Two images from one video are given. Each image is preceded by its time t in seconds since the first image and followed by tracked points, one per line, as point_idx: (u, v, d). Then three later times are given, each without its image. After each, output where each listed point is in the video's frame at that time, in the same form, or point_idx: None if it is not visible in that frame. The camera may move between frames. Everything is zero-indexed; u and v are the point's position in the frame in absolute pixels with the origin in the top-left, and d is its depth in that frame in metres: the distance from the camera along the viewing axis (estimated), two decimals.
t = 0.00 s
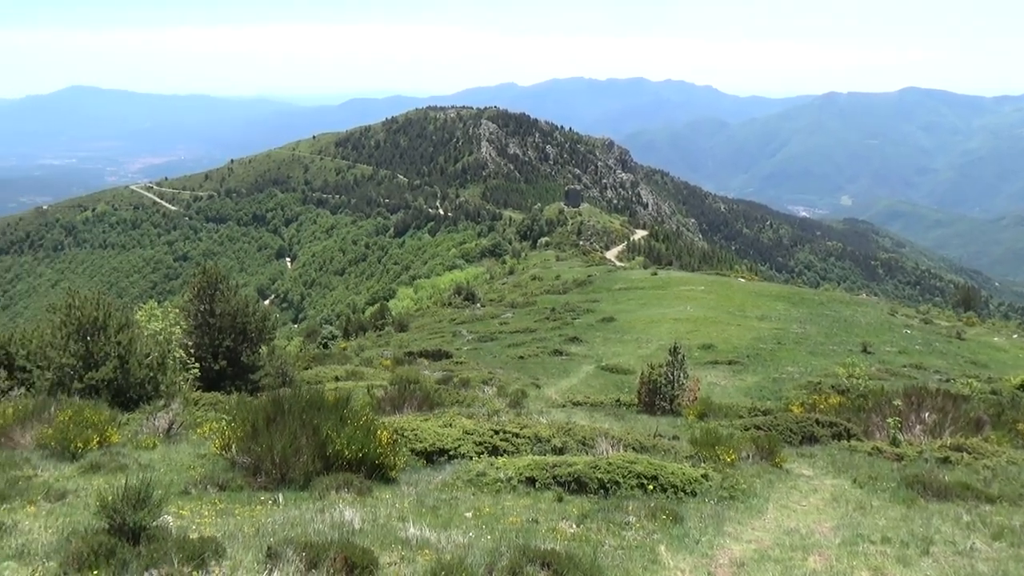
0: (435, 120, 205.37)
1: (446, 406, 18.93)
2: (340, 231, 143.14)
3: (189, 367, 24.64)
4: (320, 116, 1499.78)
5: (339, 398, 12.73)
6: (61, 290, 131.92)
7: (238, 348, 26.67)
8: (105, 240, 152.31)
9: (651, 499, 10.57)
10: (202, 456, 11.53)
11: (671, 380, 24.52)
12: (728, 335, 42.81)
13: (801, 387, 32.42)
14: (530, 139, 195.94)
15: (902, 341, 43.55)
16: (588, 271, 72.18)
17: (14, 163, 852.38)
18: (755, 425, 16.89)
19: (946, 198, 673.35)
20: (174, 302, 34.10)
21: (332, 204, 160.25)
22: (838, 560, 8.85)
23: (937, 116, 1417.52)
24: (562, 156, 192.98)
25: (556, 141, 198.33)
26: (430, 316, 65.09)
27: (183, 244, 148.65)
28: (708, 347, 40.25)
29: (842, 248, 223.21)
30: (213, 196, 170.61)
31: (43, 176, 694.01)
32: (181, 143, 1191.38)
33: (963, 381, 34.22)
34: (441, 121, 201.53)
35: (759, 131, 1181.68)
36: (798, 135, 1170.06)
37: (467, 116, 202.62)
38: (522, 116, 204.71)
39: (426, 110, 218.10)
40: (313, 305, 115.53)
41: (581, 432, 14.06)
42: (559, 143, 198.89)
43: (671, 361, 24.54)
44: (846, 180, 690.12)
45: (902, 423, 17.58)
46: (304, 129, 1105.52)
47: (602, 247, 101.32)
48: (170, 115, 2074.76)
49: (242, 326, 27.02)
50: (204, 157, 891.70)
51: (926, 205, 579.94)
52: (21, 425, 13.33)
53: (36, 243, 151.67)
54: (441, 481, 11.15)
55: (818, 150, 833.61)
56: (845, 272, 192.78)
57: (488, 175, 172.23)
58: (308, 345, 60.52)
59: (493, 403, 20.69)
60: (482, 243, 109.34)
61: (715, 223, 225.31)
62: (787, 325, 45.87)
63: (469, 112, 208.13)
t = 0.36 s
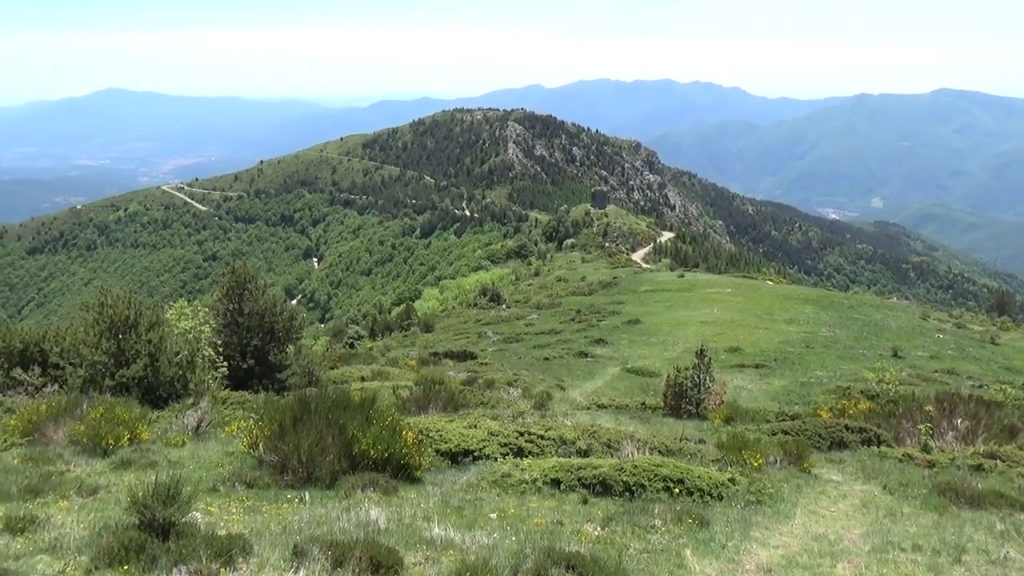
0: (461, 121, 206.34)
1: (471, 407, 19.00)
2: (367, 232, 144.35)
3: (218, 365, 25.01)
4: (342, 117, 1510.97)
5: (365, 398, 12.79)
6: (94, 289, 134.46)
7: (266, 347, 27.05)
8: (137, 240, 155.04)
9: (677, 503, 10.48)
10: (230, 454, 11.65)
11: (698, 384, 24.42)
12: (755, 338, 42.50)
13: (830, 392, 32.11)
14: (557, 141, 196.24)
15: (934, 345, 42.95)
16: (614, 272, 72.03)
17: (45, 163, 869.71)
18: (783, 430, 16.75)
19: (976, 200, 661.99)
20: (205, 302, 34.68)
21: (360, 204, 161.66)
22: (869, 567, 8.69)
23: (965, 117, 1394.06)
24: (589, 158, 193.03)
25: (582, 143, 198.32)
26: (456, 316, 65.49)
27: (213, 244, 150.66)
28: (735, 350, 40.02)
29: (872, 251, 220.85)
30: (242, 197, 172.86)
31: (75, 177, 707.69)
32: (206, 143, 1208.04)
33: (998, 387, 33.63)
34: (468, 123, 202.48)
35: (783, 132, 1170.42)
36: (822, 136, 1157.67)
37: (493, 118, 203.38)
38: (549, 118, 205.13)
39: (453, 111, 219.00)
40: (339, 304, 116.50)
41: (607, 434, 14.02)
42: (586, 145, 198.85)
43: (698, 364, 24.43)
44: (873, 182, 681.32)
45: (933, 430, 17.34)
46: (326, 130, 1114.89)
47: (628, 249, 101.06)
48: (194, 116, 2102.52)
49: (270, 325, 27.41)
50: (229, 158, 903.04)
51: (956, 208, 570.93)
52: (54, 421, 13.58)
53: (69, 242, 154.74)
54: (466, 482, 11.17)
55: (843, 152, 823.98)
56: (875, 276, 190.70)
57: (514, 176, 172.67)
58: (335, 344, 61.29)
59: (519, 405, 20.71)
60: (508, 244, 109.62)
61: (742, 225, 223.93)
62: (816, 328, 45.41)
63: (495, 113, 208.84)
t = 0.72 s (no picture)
0: (488, 122, 206.91)
1: (495, 408, 19.01)
2: (394, 233, 145.20)
3: (246, 364, 25.37)
4: (364, 118, 1519.75)
5: (391, 399, 12.85)
6: (125, 288, 136.64)
7: (293, 347, 27.50)
8: (167, 240, 157.24)
9: (704, 507, 10.39)
10: (257, 453, 11.74)
11: (724, 389, 24.31)
12: (783, 342, 42.13)
13: (860, 397, 31.71)
14: (583, 142, 196.08)
15: (967, 351, 42.25)
16: (640, 274, 71.74)
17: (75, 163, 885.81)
18: (811, 435, 16.56)
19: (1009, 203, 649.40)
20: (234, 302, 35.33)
21: (387, 205, 162.68)
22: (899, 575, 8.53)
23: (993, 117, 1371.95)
24: (615, 159, 192.63)
25: (609, 144, 197.96)
26: (481, 317, 65.79)
27: (241, 245, 152.23)
28: (763, 353, 39.76)
29: (903, 255, 217.96)
30: (271, 197, 174.53)
31: (106, 177, 719.84)
32: (230, 145, 1222.78)
33: None
34: (495, 125, 203.02)
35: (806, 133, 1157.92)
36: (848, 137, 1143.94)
37: (520, 119, 203.73)
38: (575, 119, 205.06)
39: (479, 113, 219.35)
40: (365, 305, 117.16)
41: (632, 438, 13.95)
42: (613, 146, 198.42)
43: (725, 368, 24.35)
44: (901, 184, 671.58)
45: (966, 437, 17.09)
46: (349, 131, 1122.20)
47: (654, 251, 100.61)
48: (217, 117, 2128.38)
49: (297, 325, 27.89)
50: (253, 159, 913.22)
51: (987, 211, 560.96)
52: (86, 418, 13.83)
53: (102, 241, 157.42)
54: (491, 483, 11.17)
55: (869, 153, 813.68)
56: (906, 280, 188.11)
57: (541, 177, 172.53)
58: (361, 344, 61.98)
59: (544, 407, 20.69)
60: (534, 246, 109.60)
61: (771, 227, 222.14)
62: (846, 332, 44.90)
63: (522, 115, 209.05)
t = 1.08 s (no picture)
0: (515, 124, 207.28)
1: (521, 410, 19.04)
2: (421, 234, 146.00)
3: (274, 364, 26.48)
4: (384, 120, 1528.85)
5: (416, 399, 12.91)
6: (155, 288, 138.72)
7: (320, 347, 28.57)
8: (197, 240, 159.39)
9: (731, 512, 10.28)
10: (284, 452, 11.85)
11: (751, 392, 24.26)
12: (812, 346, 41.80)
13: (889, 402, 31.42)
14: (610, 144, 195.87)
15: (1002, 356, 41.59)
16: (667, 277, 71.51)
17: (103, 163, 900.64)
18: (840, 441, 16.42)
19: None
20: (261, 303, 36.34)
21: (414, 207, 163.56)
22: None
23: (1023, 118, 1343.75)
24: (642, 161, 192.28)
25: (636, 146, 197.45)
26: (507, 319, 66.23)
27: (270, 245, 153.74)
28: (791, 357, 39.55)
29: (936, 259, 215.01)
30: (300, 198, 176.17)
31: (136, 178, 731.17)
32: (255, 145, 1237.77)
33: None
34: (521, 126, 203.28)
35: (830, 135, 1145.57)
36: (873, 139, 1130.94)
37: (547, 121, 203.80)
38: (602, 121, 204.86)
39: (506, 114, 219.46)
40: (392, 305, 118.05)
41: (658, 440, 13.91)
42: (640, 148, 197.83)
43: (752, 372, 24.30)
44: (929, 186, 662.01)
45: (1001, 444, 16.80)
46: (370, 132, 1129.38)
47: (681, 253, 100.22)
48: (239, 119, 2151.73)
49: (324, 325, 28.98)
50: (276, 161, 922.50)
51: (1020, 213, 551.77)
52: (117, 415, 14.05)
53: (132, 241, 160.05)
54: (516, 485, 11.15)
55: (895, 155, 804.08)
56: (938, 283, 185.53)
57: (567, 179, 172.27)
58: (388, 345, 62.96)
59: (568, 408, 20.73)
60: (560, 247, 109.68)
61: (799, 230, 220.41)
62: (876, 336, 44.40)
63: (548, 116, 209.09)
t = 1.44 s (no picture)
0: (541, 125, 207.37)
1: (545, 412, 19.07)
2: (447, 235, 146.74)
3: (301, 363, 27.27)
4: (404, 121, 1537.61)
5: (441, 400, 12.95)
6: (185, 287, 140.75)
7: (346, 347, 29.30)
8: (226, 240, 161.54)
9: (758, 518, 10.19)
10: (310, 451, 11.94)
11: (779, 397, 24.16)
12: (841, 351, 41.44)
13: (921, 408, 31.04)
14: (637, 146, 195.38)
15: None
16: (693, 279, 71.23)
17: (131, 164, 915.61)
18: (870, 446, 16.28)
19: None
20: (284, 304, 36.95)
21: (440, 208, 164.20)
22: None
23: None
24: (669, 163, 191.79)
25: (663, 148, 196.82)
26: (532, 321, 66.66)
27: (297, 246, 155.25)
28: (819, 362, 39.30)
29: (969, 262, 211.66)
30: (328, 199, 177.89)
31: (165, 179, 742.60)
32: (277, 146, 1251.26)
33: None
34: (548, 127, 203.12)
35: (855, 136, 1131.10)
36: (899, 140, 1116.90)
37: (573, 122, 203.48)
38: (629, 122, 204.26)
39: (532, 116, 219.49)
40: (418, 306, 118.76)
41: (684, 444, 13.83)
42: (667, 150, 197.19)
43: (780, 376, 24.18)
44: (960, 189, 650.42)
45: None
46: (392, 135, 1135.91)
47: (708, 256, 99.50)
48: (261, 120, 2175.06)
49: (351, 326, 29.71)
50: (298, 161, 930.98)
51: None
52: (148, 412, 14.28)
53: (164, 241, 161.02)
54: (541, 487, 11.15)
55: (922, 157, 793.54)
56: (970, 287, 182.59)
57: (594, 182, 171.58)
58: (414, 346, 64.01)
59: (593, 411, 20.79)
60: (586, 249, 109.75)
61: (829, 233, 218.59)
62: (907, 342, 43.84)
63: (575, 117, 208.96)
